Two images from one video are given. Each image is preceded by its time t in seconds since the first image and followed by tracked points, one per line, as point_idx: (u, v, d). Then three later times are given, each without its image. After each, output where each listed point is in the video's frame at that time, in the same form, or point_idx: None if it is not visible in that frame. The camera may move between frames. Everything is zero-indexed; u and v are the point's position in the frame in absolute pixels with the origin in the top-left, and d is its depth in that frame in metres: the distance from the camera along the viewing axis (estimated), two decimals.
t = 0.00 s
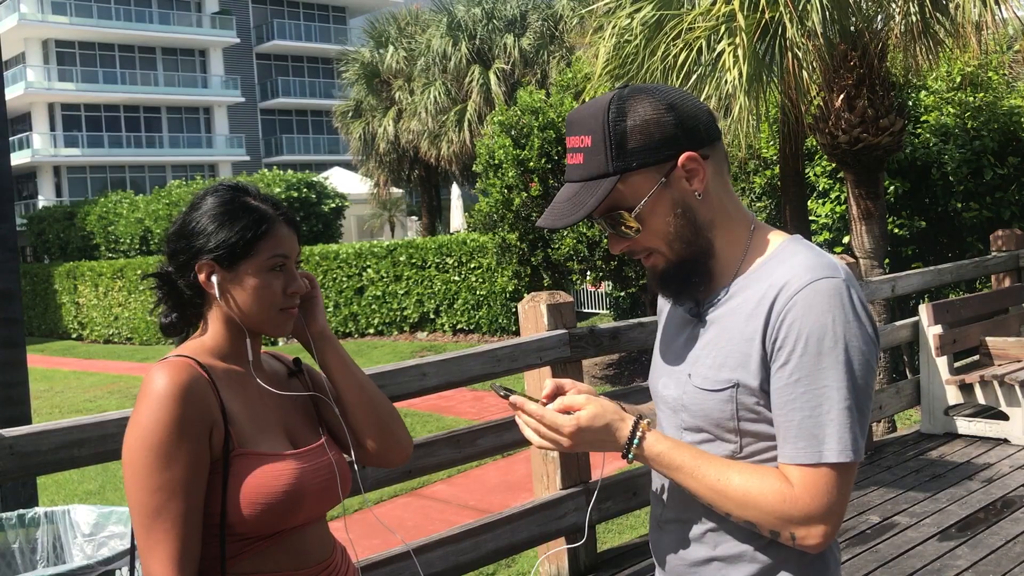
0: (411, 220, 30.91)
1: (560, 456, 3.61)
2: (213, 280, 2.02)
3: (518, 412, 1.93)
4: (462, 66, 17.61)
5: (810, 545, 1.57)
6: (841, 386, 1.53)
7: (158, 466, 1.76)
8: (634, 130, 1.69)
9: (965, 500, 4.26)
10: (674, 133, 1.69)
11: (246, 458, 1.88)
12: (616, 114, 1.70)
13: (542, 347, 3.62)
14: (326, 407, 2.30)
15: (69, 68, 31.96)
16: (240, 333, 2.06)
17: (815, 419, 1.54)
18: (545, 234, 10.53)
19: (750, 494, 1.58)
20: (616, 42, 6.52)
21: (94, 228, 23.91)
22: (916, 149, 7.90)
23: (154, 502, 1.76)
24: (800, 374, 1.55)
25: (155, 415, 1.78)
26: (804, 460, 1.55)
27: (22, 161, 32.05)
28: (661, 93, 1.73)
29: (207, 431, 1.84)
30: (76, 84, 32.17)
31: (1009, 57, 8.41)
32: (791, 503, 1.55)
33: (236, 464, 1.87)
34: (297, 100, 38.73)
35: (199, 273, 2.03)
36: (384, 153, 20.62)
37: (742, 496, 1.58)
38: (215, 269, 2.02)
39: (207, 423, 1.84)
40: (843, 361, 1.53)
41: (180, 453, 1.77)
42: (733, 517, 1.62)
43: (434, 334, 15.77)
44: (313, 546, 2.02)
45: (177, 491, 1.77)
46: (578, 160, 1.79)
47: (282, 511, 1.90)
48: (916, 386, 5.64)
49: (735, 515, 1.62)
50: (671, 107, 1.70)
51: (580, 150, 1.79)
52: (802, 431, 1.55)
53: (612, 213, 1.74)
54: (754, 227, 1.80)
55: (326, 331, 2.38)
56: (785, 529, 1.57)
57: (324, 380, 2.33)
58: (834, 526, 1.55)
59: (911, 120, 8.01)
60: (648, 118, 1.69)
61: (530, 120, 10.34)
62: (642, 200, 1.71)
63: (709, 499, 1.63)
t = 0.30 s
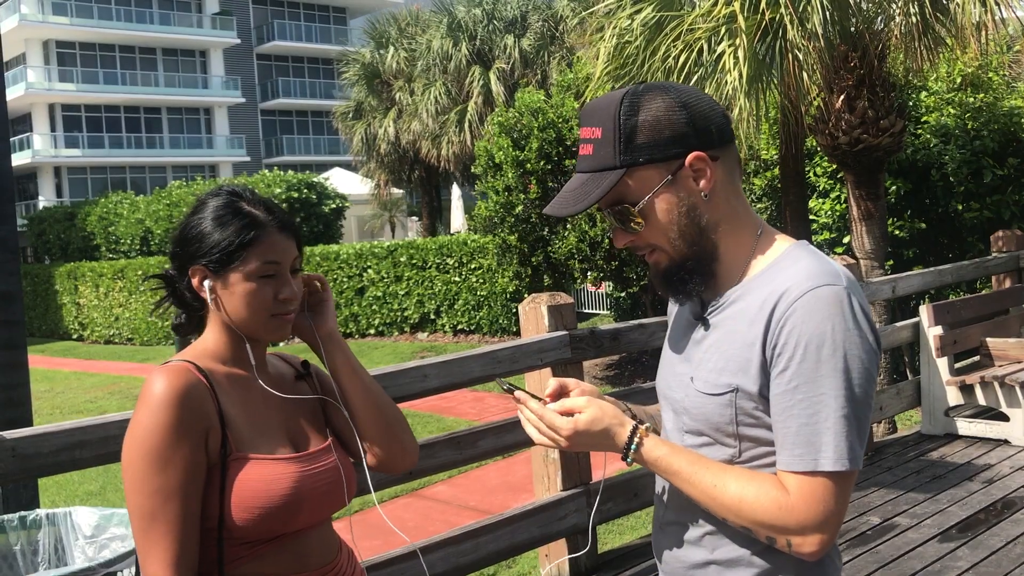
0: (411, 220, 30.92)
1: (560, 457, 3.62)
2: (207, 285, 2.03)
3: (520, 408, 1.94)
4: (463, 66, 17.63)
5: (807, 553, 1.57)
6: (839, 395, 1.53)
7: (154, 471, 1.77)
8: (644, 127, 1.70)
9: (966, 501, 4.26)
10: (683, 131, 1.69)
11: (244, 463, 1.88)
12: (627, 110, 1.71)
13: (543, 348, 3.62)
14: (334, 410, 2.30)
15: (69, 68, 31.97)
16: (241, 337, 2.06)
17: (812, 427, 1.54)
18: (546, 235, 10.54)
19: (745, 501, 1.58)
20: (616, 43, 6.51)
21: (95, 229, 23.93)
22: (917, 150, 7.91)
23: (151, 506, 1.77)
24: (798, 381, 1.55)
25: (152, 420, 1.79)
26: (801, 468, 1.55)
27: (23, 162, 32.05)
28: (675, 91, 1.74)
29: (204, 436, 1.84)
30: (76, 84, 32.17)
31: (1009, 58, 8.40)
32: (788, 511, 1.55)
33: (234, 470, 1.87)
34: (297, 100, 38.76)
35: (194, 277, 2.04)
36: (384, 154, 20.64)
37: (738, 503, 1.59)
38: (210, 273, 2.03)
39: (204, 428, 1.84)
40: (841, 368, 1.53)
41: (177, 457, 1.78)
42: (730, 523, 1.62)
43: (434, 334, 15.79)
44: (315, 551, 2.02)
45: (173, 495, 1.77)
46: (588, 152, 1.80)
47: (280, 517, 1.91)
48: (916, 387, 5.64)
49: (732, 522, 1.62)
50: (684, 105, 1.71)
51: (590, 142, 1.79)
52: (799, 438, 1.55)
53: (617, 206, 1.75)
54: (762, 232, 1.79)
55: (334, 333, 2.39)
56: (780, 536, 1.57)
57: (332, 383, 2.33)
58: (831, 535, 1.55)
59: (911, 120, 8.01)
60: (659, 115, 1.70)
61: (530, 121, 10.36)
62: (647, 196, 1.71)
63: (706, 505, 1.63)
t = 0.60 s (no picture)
0: (412, 220, 30.92)
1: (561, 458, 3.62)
2: (208, 288, 2.03)
3: (530, 412, 1.94)
4: (463, 66, 17.63)
5: (822, 560, 1.57)
6: (849, 401, 1.53)
7: (157, 473, 1.77)
8: (663, 119, 1.71)
9: (966, 502, 4.26)
10: (703, 128, 1.70)
11: (249, 467, 1.88)
12: (649, 102, 1.71)
13: (544, 349, 3.62)
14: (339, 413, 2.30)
15: (69, 68, 31.98)
16: (246, 339, 2.07)
17: (823, 433, 1.54)
18: (546, 235, 10.54)
19: (759, 509, 1.57)
20: (616, 42, 6.50)
21: (95, 229, 23.94)
22: (917, 150, 7.91)
23: (152, 507, 1.78)
24: (809, 387, 1.55)
25: (155, 423, 1.79)
26: (813, 474, 1.55)
27: (23, 162, 32.04)
28: (701, 85, 1.73)
29: (207, 438, 1.84)
30: (77, 84, 32.17)
31: (1010, 57, 8.40)
32: (802, 518, 1.54)
33: (237, 472, 1.87)
34: (297, 100, 38.77)
35: (196, 279, 2.04)
36: (385, 154, 20.64)
37: (751, 511, 1.58)
38: (212, 274, 2.03)
39: (207, 430, 1.84)
40: (852, 373, 1.53)
41: (179, 461, 1.78)
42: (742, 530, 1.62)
43: (435, 334, 15.79)
44: (319, 552, 2.02)
45: (174, 497, 1.78)
46: (606, 134, 1.80)
47: (284, 519, 1.91)
48: (917, 387, 5.65)
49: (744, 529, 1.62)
50: (707, 100, 1.71)
51: (609, 125, 1.80)
52: (810, 444, 1.55)
53: (627, 192, 1.76)
54: (770, 236, 1.79)
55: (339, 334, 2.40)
56: (794, 542, 1.57)
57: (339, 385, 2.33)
58: (845, 541, 1.55)
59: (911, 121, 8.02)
60: (680, 108, 1.71)
61: (529, 121, 10.37)
62: (656, 186, 1.72)
63: (717, 512, 1.63)
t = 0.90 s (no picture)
0: (412, 220, 30.93)
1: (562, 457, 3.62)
2: (208, 289, 2.03)
3: (543, 427, 1.92)
4: (463, 66, 17.61)
5: (845, 558, 1.57)
6: (862, 401, 1.53)
7: (158, 473, 1.77)
8: (666, 116, 1.71)
9: (967, 501, 4.26)
10: (705, 127, 1.69)
11: (252, 467, 1.88)
12: (652, 100, 1.71)
13: (545, 348, 3.62)
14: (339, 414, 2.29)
15: (69, 68, 31.96)
16: (247, 339, 2.06)
17: (839, 434, 1.53)
18: (546, 235, 10.54)
19: (780, 513, 1.57)
20: (616, 42, 6.50)
21: (95, 229, 23.95)
22: (917, 150, 7.91)
23: (153, 506, 1.78)
24: (822, 388, 1.55)
25: (157, 423, 1.79)
26: (830, 476, 1.54)
27: (23, 162, 32.03)
28: (705, 84, 1.73)
29: (207, 438, 1.84)
30: (77, 84, 32.16)
31: (1010, 56, 8.39)
32: (823, 519, 1.54)
33: (239, 473, 1.87)
34: (297, 100, 38.77)
35: (196, 279, 2.04)
36: (385, 153, 20.64)
37: (772, 515, 1.57)
38: (213, 274, 2.03)
39: (208, 430, 1.84)
40: (864, 374, 1.53)
41: (181, 460, 1.78)
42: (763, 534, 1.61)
43: (435, 334, 15.79)
44: (321, 552, 2.02)
45: (175, 497, 1.78)
46: (608, 129, 1.81)
47: (287, 519, 1.91)
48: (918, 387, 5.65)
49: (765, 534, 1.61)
50: (710, 100, 1.71)
51: (612, 119, 1.80)
52: (827, 446, 1.54)
53: (625, 187, 1.77)
54: (773, 235, 1.79)
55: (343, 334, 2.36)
56: (817, 544, 1.56)
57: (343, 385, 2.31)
58: (865, 542, 1.55)
59: (912, 120, 8.01)
60: (684, 106, 1.70)
61: (529, 121, 10.36)
62: (657, 184, 1.73)
63: (735, 519, 1.62)
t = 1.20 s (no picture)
0: (412, 220, 30.95)
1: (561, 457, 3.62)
2: (205, 287, 2.03)
3: (538, 432, 1.92)
4: (463, 65, 17.59)
5: (847, 557, 1.57)
6: (860, 400, 1.53)
7: (151, 475, 1.77)
8: (675, 107, 1.71)
9: (967, 500, 4.26)
10: (709, 122, 1.69)
11: (246, 468, 1.88)
12: (660, 89, 1.72)
13: (544, 348, 3.62)
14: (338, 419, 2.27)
15: (69, 68, 31.94)
16: (245, 337, 2.07)
17: (838, 433, 1.53)
18: (546, 235, 10.54)
19: (780, 512, 1.57)
20: (616, 42, 6.50)
21: (95, 229, 23.95)
22: (917, 149, 7.89)
23: (147, 505, 1.78)
24: (820, 387, 1.55)
25: (151, 422, 1.79)
26: (829, 475, 1.54)
27: (23, 162, 32.03)
28: (717, 79, 1.73)
29: (201, 438, 1.84)
30: (77, 84, 32.14)
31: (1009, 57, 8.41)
32: (823, 518, 1.54)
33: (234, 474, 1.87)
34: (297, 100, 38.78)
35: (193, 278, 2.05)
36: (385, 153, 20.64)
37: (772, 514, 1.57)
38: (210, 273, 2.03)
39: (201, 431, 1.84)
40: (860, 374, 1.53)
41: (173, 460, 1.78)
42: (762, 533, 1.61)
43: (435, 334, 15.78)
44: (319, 552, 2.02)
45: (169, 497, 1.78)
46: (616, 113, 1.81)
47: (282, 519, 1.91)
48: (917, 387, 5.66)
49: (764, 533, 1.61)
50: (718, 95, 1.70)
51: (620, 105, 1.80)
52: (826, 445, 1.54)
53: (626, 173, 1.79)
54: (771, 235, 1.79)
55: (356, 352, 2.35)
56: (818, 543, 1.56)
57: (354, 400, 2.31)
58: (866, 541, 1.55)
59: (911, 120, 8.01)
60: (696, 99, 1.70)
61: (529, 121, 10.36)
62: (657, 173, 1.74)
63: (738, 519, 1.61)
